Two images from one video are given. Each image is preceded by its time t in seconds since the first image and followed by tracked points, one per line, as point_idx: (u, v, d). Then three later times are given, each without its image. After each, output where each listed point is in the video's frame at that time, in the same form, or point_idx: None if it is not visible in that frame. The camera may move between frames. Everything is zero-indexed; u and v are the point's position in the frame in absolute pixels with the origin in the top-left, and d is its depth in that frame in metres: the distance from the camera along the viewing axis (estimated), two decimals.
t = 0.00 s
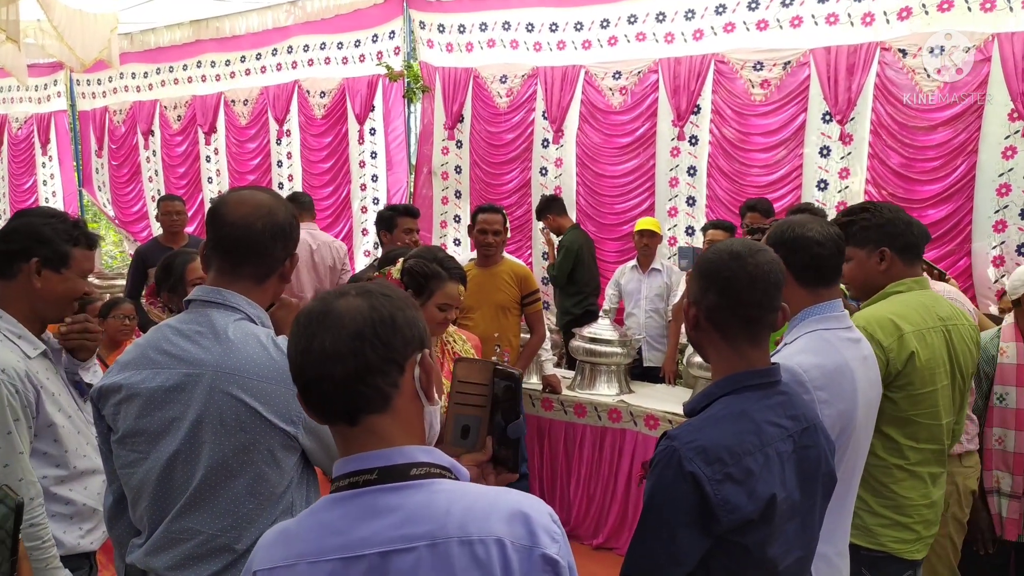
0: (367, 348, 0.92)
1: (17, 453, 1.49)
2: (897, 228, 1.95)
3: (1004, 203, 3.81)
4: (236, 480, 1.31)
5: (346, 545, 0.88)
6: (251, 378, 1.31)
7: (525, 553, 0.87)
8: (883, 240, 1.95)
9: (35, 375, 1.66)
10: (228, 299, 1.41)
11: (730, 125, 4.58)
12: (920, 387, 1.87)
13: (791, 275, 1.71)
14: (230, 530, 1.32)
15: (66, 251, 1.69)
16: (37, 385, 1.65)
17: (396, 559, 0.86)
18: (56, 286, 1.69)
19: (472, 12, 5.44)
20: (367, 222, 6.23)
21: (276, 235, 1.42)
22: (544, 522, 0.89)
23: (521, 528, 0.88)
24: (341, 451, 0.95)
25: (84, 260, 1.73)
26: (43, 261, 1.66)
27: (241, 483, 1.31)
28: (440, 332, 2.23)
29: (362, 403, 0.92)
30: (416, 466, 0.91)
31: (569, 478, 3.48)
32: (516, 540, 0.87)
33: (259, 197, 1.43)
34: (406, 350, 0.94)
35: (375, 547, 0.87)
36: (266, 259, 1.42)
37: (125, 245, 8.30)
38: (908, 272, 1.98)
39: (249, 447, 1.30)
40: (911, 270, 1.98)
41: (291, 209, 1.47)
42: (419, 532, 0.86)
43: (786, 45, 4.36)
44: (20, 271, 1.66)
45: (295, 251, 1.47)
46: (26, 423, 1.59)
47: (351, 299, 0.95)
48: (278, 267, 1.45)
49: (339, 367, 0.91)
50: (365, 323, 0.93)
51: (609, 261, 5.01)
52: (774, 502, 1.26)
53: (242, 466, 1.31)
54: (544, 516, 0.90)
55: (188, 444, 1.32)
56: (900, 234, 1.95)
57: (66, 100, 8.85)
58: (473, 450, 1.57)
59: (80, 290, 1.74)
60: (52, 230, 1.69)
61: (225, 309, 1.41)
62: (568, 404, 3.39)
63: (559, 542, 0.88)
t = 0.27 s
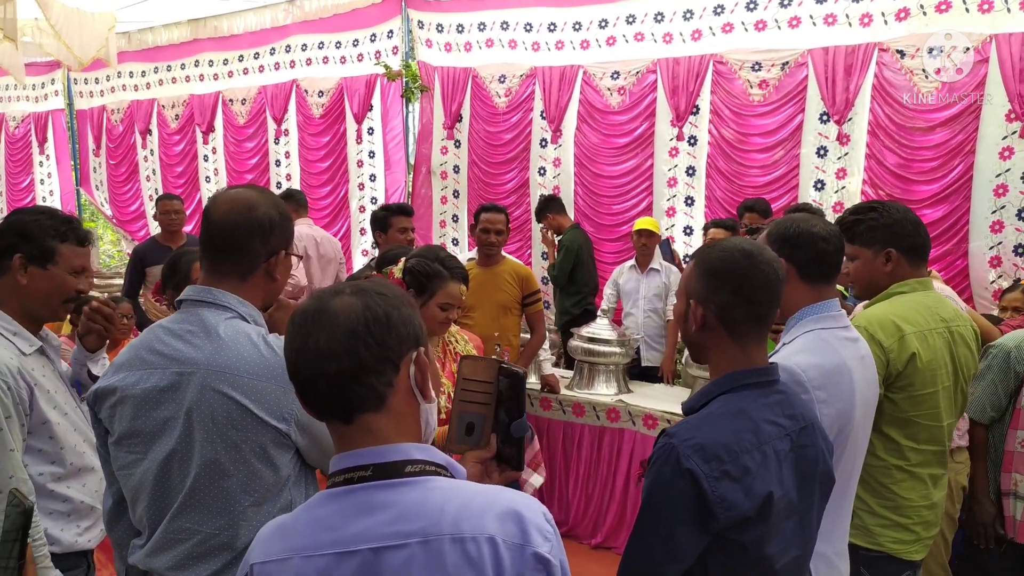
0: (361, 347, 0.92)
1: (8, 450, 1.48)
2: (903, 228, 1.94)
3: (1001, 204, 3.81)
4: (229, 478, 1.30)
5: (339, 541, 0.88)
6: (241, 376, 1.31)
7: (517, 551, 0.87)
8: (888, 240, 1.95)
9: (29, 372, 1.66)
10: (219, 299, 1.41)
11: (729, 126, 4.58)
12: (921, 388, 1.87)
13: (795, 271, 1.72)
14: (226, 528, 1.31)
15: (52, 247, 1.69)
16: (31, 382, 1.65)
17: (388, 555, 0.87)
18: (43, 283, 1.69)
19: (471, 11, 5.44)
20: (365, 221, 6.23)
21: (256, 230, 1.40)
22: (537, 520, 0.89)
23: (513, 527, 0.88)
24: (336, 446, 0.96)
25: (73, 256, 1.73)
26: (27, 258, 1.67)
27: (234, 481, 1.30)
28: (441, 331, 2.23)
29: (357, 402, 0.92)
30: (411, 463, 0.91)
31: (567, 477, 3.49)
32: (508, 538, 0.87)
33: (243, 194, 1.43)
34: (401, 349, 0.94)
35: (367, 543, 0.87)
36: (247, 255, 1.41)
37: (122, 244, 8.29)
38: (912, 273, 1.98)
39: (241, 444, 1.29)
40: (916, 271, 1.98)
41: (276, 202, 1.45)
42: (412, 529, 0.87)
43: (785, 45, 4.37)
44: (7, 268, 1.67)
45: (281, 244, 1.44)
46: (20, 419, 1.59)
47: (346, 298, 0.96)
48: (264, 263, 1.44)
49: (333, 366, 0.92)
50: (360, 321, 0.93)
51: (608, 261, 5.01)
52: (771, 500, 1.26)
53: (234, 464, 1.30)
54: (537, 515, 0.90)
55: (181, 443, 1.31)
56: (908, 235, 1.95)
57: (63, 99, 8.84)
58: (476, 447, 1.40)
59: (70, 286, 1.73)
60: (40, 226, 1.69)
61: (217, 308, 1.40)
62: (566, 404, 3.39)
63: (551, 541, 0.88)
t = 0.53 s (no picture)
0: (349, 344, 0.93)
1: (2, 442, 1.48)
2: (905, 225, 1.93)
3: (999, 201, 3.81)
4: (216, 475, 1.30)
5: (331, 535, 0.90)
6: (224, 372, 1.30)
7: (506, 547, 0.88)
8: (888, 236, 1.94)
9: (27, 365, 1.66)
10: (207, 295, 1.40)
11: (727, 124, 4.58)
12: (924, 387, 1.88)
13: (797, 267, 1.73)
14: (216, 525, 1.31)
15: (45, 240, 1.68)
16: (28, 375, 1.65)
17: (380, 549, 0.88)
18: (36, 277, 1.68)
19: (469, 9, 5.43)
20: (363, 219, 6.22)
21: (235, 225, 1.38)
22: (527, 517, 0.90)
23: (504, 523, 0.89)
24: (330, 442, 0.97)
25: (65, 249, 1.71)
26: (19, 253, 1.66)
27: (221, 477, 1.30)
28: (441, 328, 2.23)
29: (348, 399, 0.93)
30: (404, 459, 0.93)
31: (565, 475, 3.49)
32: (498, 534, 0.88)
33: (226, 191, 1.42)
34: (390, 345, 0.95)
35: (358, 537, 0.89)
36: (226, 251, 1.40)
37: (120, 242, 8.27)
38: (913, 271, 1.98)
39: (225, 440, 1.29)
40: (916, 269, 1.97)
41: (259, 197, 1.43)
42: (403, 524, 0.88)
43: (783, 43, 4.36)
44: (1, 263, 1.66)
45: (263, 239, 1.41)
46: (15, 411, 1.58)
47: (334, 295, 0.96)
48: (249, 260, 1.41)
49: (322, 363, 0.92)
50: (348, 319, 0.94)
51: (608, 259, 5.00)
52: (770, 496, 1.26)
53: (220, 460, 1.29)
54: (528, 511, 0.91)
55: (170, 440, 1.32)
56: (909, 233, 1.94)
57: (60, 96, 8.81)
58: (481, 421, 1.39)
59: (64, 279, 1.72)
60: (32, 220, 1.68)
61: (204, 305, 1.40)
62: (565, 401, 3.39)
63: (541, 537, 0.90)
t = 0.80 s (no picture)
0: (337, 346, 0.93)
1: None
2: (890, 226, 1.92)
3: (996, 201, 3.81)
4: (203, 477, 1.30)
5: (321, 533, 0.91)
6: (207, 372, 1.30)
7: (495, 547, 0.88)
8: (872, 239, 1.94)
9: (21, 363, 1.66)
10: (199, 297, 1.40)
11: (726, 124, 4.59)
12: (929, 390, 1.88)
13: (795, 266, 1.72)
14: (204, 526, 1.31)
15: (36, 239, 1.67)
16: (21, 372, 1.65)
17: (368, 548, 0.89)
18: (30, 276, 1.68)
19: (466, 10, 5.43)
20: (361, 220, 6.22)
21: (221, 226, 1.38)
22: (516, 517, 0.90)
23: (492, 523, 0.89)
24: (323, 442, 0.98)
25: (57, 247, 1.71)
26: (12, 254, 1.66)
27: (207, 478, 1.30)
28: (440, 328, 2.23)
29: (338, 401, 0.94)
30: (395, 459, 0.93)
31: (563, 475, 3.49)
32: (486, 534, 0.89)
33: (216, 191, 1.42)
34: (379, 346, 0.95)
35: (348, 535, 0.89)
36: (213, 252, 1.39)
37: (118, 244, 8.27)
38: (911, 272, 1.96)
39: (210, 440, 1.29)
40: (913, 269, 1.96)
41: (248, 198, 1.42)
42: (391, 523, 0.89)
43: (780, 44, 4.37)
44: None
45: (251, 240, 1.40)
46: (8, 409, 1.59)
47: (323, 298, 0.97)
48: (238, 260, 1.41)
49: (312, 365, 0.93)
50: (336, 320, 0.94)
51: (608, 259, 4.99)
52: (766, 495, 1.26)
53: (206, 460, 1.30)
54: (517, 511, 0.91)
55: (159, 441, 1.32)
56: (894, 233, 1.92)
57: (57, 98, 8.80)
58: (483, 410, 1.28)
59: (57, 278, 1.72)
60: (24, 221, 1.68)
61: (195, 306, 1.40)
62: (563, 402, 3.39)
63: (529, 538, 0.90)
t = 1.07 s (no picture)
0: (335, 345, 0.94)
1: None
2: (882, 230, 1.93)
3: (998, 203, 3.81)
4: (197, 476, 1.30)
5: (319, 529, 0.92)
6: (202, 372, 1.30)
7: (490, 544, 0.89)
8: (863, 242, 1.96)
9: (21, 360, 1.66)
10: (197, 297, 1.40)
11: (727, 125, 4.58)
12: (929, 394, 1.87)
13: (794, 267, 1.72)
14: (200, 526, 1.31)
15: (41, 240, 1.68)
16: (20, 368, 1.65)
17: (366, 544, 0.90)
18: (33, 277, 1.68)
19: (468, 10, 5.43)
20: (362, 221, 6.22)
21: (220, 226, 1.38)
22: (512, 513, 0.90)
23: (488, 520, 0.89)
24: (321, 440, 0.98)
25: (61, 248, 1.71)
26: (16, 254, 1.66)
27: (202, 478, 1.30)
28: (443, 328, 2.23)
29: (335, 400, 0.94)
30: (392, 456, 0.94)
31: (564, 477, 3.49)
32: (482, 530, 0.89)
33: (217, 191, 1.42)
34: (377, 345, 0.96)
35: (346, 532, 0.90)
36: (212, 251, 1.39)
37: (119, 243, 8.28)
38: (910, 275, 1.96)
39: (204, 440, 1.29)
40: (912, 272, 1.96)
41: (247, 198, 1.43)
42: (388, 520, 0.89)
43: (781, 45, 4.37)
44: None
45: (250, 239, 1.40)
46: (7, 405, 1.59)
47: (321, 297, 0.97)
48: (236, 260, 1.40)
49: (310, 364, 0.94)
50: (333, 320, 0.95)
51: (610, 260, 4.96)
52: (766, 497, 1.25)
53: (201, 460, 1.30)
54: (513, 508, 0.91)
55: (154, 440, 1.33)
56: (881, 236, 1.93)
57: (59, 97, 8.81)
58: (486, 405, 1.28)
59: (60, 278, 1.71)
60: (29, 221, 1.68)
61: (193, 306, 1.40)
62: (564, 403, 3.38)
63: (526, 534, 0.90)
